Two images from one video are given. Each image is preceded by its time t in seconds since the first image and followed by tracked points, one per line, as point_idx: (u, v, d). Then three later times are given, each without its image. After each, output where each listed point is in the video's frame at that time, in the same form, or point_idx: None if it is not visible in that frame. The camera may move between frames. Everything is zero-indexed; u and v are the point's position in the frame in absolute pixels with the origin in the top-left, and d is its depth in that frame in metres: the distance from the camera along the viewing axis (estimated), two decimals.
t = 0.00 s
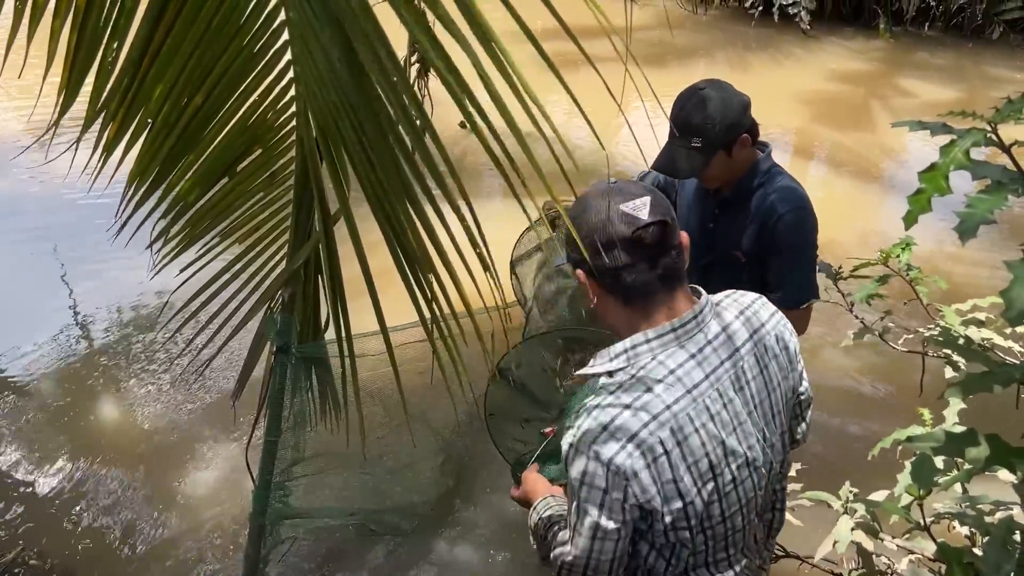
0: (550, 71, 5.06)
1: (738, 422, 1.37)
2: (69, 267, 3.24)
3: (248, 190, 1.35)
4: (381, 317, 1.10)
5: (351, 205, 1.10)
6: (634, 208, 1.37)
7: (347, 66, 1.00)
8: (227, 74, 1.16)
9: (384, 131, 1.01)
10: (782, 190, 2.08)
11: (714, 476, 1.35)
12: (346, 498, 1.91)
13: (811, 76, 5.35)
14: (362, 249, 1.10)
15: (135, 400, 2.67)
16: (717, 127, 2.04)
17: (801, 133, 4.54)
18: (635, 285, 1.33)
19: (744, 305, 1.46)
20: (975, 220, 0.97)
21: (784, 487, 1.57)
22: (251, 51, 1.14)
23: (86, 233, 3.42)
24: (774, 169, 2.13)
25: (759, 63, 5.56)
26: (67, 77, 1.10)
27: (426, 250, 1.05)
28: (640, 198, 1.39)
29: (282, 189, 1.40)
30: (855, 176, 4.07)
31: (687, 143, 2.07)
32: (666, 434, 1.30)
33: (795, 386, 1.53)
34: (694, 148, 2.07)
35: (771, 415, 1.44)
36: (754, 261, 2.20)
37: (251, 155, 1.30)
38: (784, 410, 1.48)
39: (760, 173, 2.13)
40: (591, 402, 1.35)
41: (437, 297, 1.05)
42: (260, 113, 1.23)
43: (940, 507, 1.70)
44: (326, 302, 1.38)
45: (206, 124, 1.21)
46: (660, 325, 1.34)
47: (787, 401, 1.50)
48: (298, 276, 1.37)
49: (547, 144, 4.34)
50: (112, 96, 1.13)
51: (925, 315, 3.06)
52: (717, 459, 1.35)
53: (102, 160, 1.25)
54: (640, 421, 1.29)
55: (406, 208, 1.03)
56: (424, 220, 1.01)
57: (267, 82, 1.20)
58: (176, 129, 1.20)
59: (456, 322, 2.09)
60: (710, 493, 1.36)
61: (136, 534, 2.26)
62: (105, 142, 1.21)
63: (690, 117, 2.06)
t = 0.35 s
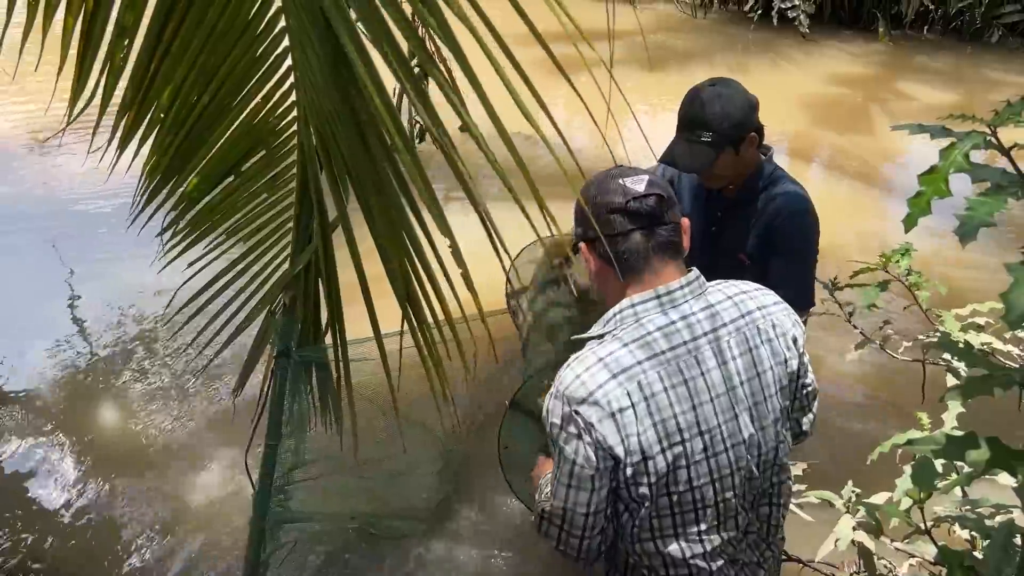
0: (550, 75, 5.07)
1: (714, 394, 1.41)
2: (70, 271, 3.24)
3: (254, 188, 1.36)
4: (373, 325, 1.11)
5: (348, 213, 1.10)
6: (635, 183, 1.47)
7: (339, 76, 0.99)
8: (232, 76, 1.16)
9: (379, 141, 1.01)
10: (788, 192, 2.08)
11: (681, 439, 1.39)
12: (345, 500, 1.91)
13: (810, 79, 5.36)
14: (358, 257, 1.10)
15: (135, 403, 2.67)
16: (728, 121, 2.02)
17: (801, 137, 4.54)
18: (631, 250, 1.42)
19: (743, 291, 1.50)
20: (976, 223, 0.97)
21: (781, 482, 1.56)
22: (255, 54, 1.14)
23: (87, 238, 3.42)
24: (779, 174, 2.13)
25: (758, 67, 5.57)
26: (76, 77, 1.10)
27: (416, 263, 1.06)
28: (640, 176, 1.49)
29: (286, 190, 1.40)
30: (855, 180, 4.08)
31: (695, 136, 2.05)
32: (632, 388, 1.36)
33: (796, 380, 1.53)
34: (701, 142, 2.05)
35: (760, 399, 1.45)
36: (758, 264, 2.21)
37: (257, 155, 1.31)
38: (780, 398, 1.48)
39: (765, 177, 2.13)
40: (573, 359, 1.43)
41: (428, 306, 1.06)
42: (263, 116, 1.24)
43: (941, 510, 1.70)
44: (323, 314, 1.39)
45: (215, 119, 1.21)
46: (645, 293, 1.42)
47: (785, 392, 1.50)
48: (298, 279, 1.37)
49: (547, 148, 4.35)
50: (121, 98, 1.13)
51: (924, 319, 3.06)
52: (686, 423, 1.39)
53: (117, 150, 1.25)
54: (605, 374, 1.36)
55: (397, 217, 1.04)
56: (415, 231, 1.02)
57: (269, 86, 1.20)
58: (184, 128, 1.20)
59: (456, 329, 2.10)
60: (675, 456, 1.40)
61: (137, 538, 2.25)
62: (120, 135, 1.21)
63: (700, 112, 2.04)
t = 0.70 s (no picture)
0: (550, 77, 5.08)
1: (705, 403, 1.40)
2: (71, 272, 3.25)
3: (266, 188, 1.37)
4: (369, 329, 1.11)
5: (347, 217, 1.10)
6: (645, 187, 1.49)
7: (342, 79, 1.00)
8: (236, 78, 1.17)
9: (380, 145, 1.01)
10: (789, 194, 2.09)
11: (666, 445, 1.39)
12: (347, 502, 1.91)
13: (810, 81, 5.37)
14: (356, 259, 1.10)
15: (137, 405, 2.68)
16: (728, 127, 2.04)
17: (801, 138, 4.54)
18: (637, 251, 1.43)
19: (751, 301, 1.47)
20: (977, 224, 0.97)
21: (777, 500, 1.52)
22: (259, 57, 1.14)
23: (88, 239, 3.43)
24: (777, 175, 2.13)
25: (758, 68, 5.57)
26: (78, 77, 1.10)
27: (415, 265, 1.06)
28: (652, 181, 1.51)
29: (289, 193, 1.40)
30: (855, 181, 4.08)
31: (695, 142, 2.07)
32: (621, 389, 1.36)
33: (800, 397, 1.49)
34: (702, 147, 2.07)
35: (754, 412, 1.43)
36: (758, 266, 2.20)
37: (263, 157, 1.31)
38: (778, 413, 1.46)
39: (765, 179, 2.13)
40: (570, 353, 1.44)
41: (425, 309, 1.06)
42: (269, 119, 1.24)
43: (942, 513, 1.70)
44: (322, 322, 1.38)
45: (221, 121, 1.21)
46: (648, 295, 1.41)
47: (785, 407, 1.47)
48: (299, 282, 1.37)
49: (547, 150, 4.35)
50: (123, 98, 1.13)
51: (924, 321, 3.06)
52: (672, 430, 1.39)
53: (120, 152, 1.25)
54: (595, 373, 1.37)
55: (396, 217, 1.04)
56: (414, 235, 1.02)
57: (273, 89, 1.20)
58: (187, 129, 1.21)
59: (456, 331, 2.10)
60: (662, 461, 1.40)
61: (138, 540, 2.25)
62: (123, 136, 1.21)
63: (699, 118, 2.06)
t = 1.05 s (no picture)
0: (550, 75, 5.08)
1: (716, 413, 1.38)
2: (71, 272, 3.25)
3: (255, 189, 1.36)
4: (372, 326, 1.11)
5: (348, 212, 1.10)
6: (666, 186, 1.41)
7: (344, 75, 0.99)
8: (233, 75, 1.16)
9: (378, 140, 1.01)
10: (790, 190, 2.10)
11: (675, 455, 1.38)
12: (348, 501, 1.90)
13: (810, 78, 5.36)
14: (358, 256, 1.09)
15: (137, 404, 2.67)
16: (729, 124, 2.04)
17: (800, 136, 4.54)
18: (649, 259, 1.38)
19: (764, 308, 1.45)
20: (980, 220, 0.97)
21: (775, 505, 1.53)
22: (256, 53, 1.13)
23: (88, 238, 3.43)
24: (776, 171, 2.15)
25: (758, 66, 5.57)
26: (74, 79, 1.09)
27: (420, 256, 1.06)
28: (674, 178, 1.42)
29: (287, 190, 1.40)
30: (855, 178, 4.08)
31: (695, 142, 2.07)
32: (633, 398, 1.34)
33: (807, 407, 1.49)
34: (703, 148, 2.07)
35: (761, 421, 1.43)
36: (761, 263, 2.19)
37: (260, 153, 1.31)
38: (784, 422, 1.45)
39: (764, 174, 2.14)
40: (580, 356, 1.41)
41: (432, 302, 1.05)
42: (265, 114, 1.23)
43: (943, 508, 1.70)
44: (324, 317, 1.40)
45: (217, 118, 1.21)
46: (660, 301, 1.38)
47: (791, 417, 1.47)
48: (299, 279, 1.37)
49: (547, 148, 4.35)
50: (120, 98, 1.12)
51: (925, 318, 3.06)
52: (682, 440, 1.37)
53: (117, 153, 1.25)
54: (607, 381, 1.34)
55: (400, 213, 1.04)
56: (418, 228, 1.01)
57: (269, 86, 1.20)
58: (184, 127, 1.20)
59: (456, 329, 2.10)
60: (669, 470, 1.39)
61: (139, 539, 2.24)
62: (118, 137, 1.20)
63: (699, 117, 2.06)
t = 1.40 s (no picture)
0: (548, 70, 5.07)
1: (708, 404, 1.38)
2: (69, 268, 3.24)
3: (252, 183, 1.34)
4: (368, 321, 1.10)
5: (344, 207, 1.09)
6: (667, 179, 1.40)
7: (338, 70, 0.99)
8: (229, 68, 1.15)
9: (376, 134, 1.00)
10: (788, 187, 2.10)
11: (665, 444, 1.38)
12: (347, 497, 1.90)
13: (809, 72, 5.35)
14: (355, 252, 1.09)
15: (136, 401, 2.67)
16: (732, 121, 2.03)
17: (799, 130, 4.53)
18: (649, 251, 1.38)
19: (763, 302, 1.44)
20: (978, 212, 0.96)
21: (770, 502, 1.52)
22: (252, 46, 1.13)
23: (86, 235, 3.42)
24: (773, 167, 2.16)
25: (758, 60, 5.56)
26: (68, 72, 1.08)
27: (415, 254, 1.05)
28: (676, 171, 1.42)
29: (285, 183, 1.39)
30: (854, 173, 4.07)
31: (698, 143, 2.06)
32: (622, 387, 1.34)
33: (805, 404, 1.48)
34: (705, 147, 2.06)
35: (755, 415, 1.42)
36: (762, 259, 2.18)
37: (256, 147, 1.30)
38: (779, 417, 1.45)
39: (762, 170, 2.15)
40: (576, 345, 1.43)
41: (425, 301, 1.04)
42: (261, 108, 1.22)
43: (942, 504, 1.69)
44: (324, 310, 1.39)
45: (215, 110, 1.20)
46: (656, 291, 1.38)
47: (788, 413, 1.46)
48: (296, 273, 1.36)
49: (545, 143, 4.35)
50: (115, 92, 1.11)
51: (924, 313, 3.06)
52: (673, 430, 1.37)
53: (113, 147, 1.24)
54: (598, 369, 1.35)
55: (396, 208, 1.03)
56: (412, 226, 1.01)
57: (265, 78, 1.19)
58: (180, 121, 1.19)
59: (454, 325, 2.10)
60: (660, 461, 1.39)
61: (137, 536, 2.24)
62: (114, 133, 1.20)
63: (701, 116, 2.05)
